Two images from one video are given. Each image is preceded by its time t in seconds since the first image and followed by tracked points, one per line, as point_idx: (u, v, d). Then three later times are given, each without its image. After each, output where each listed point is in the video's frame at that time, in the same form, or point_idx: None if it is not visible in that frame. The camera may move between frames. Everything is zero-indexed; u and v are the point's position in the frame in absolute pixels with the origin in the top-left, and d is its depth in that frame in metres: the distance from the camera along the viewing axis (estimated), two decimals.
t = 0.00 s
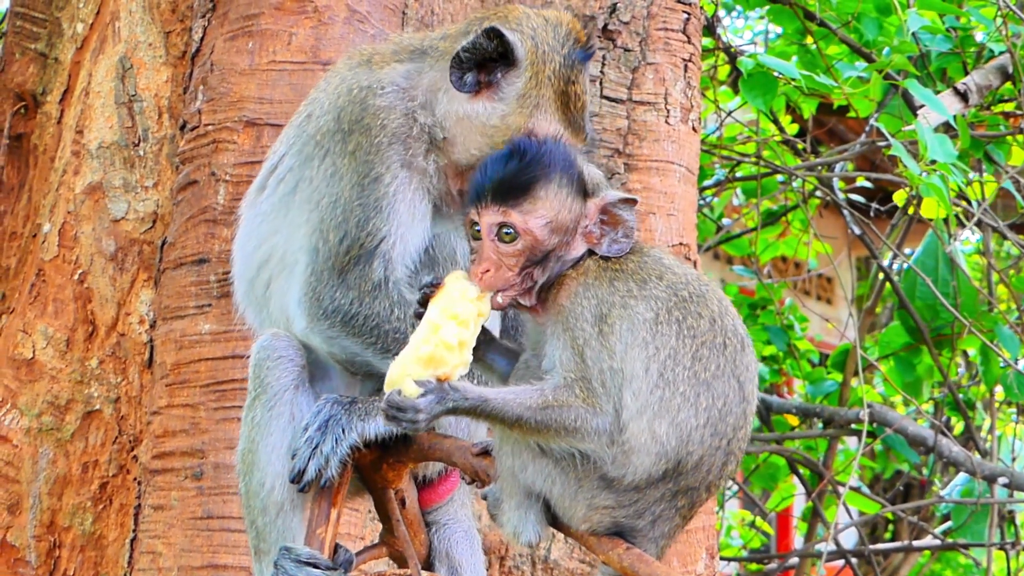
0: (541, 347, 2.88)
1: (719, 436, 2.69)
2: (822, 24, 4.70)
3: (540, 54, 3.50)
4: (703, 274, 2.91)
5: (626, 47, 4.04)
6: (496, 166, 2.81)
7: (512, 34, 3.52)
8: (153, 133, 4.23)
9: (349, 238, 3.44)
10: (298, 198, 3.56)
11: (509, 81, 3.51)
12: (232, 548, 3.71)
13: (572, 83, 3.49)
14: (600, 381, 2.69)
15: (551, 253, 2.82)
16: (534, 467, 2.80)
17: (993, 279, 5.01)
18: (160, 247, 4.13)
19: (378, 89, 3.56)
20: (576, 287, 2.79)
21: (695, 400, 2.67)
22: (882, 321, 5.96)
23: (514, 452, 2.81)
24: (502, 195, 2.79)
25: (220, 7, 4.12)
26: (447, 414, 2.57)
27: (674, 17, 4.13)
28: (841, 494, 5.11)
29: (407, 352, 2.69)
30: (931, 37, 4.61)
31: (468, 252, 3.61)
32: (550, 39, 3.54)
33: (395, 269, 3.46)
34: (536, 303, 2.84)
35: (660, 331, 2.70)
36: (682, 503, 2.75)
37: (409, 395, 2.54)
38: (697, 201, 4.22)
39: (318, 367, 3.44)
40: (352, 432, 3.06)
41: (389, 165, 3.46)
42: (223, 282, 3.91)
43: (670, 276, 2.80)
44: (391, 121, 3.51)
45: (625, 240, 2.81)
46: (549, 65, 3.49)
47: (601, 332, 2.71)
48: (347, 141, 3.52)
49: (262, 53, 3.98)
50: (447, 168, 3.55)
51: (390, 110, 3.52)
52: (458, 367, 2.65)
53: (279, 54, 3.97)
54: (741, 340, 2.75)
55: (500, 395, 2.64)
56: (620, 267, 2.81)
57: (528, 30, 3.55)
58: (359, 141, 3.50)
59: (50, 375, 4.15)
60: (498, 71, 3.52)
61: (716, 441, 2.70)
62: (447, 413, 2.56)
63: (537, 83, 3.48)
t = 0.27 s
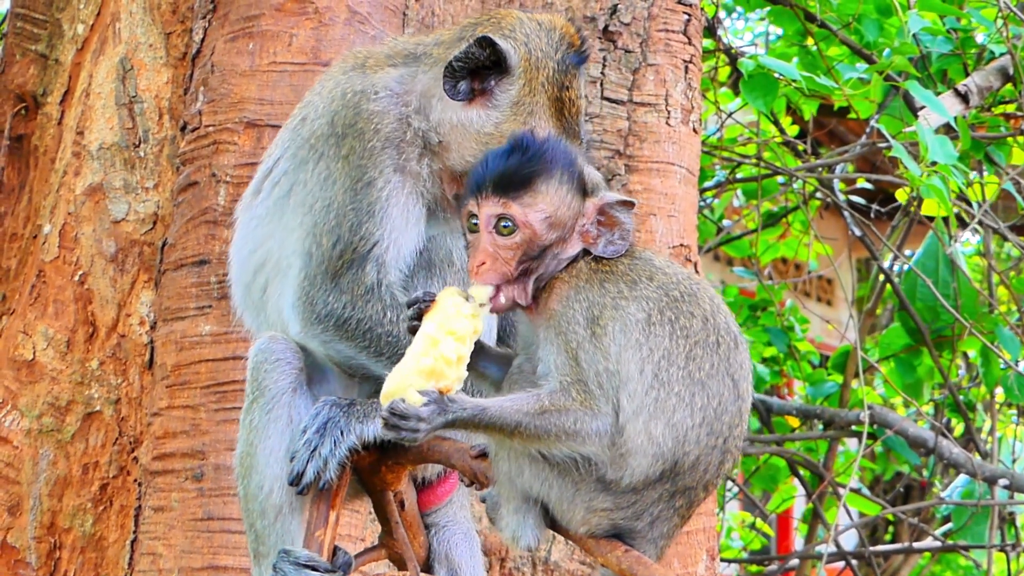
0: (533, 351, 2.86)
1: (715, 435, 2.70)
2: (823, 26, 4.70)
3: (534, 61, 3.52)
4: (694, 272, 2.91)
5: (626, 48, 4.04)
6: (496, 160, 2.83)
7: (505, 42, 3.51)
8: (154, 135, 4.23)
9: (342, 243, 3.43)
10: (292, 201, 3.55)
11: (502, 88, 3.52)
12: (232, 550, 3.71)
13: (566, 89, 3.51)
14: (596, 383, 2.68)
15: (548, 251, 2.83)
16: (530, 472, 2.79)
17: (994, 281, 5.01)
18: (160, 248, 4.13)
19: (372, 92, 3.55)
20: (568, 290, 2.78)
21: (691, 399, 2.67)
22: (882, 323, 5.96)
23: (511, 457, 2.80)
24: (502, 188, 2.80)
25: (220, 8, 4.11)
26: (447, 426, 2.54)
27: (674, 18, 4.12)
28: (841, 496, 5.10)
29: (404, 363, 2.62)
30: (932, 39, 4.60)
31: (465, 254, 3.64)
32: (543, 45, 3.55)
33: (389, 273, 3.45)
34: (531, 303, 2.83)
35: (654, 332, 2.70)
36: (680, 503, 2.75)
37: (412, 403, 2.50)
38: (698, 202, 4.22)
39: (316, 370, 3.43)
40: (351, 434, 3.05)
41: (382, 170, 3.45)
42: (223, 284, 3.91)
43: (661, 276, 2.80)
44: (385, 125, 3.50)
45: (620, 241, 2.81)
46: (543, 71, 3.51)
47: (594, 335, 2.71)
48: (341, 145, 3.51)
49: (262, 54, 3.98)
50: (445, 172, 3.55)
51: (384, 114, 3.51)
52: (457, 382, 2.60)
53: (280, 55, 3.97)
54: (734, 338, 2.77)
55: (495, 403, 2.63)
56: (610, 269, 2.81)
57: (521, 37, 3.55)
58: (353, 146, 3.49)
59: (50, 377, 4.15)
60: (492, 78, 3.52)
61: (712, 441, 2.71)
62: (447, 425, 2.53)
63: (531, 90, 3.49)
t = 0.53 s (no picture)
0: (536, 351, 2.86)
1: (717, 436, 2.70)
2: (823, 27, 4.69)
3: (532, 58, 3.54)
4: (696, 272, 2.91)
5: (626, 49, 4.04)
6: (492, 169, 2.82)
7: (503, 40, 3.53)
8: (153, 136, 4.23)
9: (332, 241, 3.44)
10: (286, 199, 3.55)
11: (501, 86, 3.52)
12: (232, 551, 3.71)
13: (566, 86, 3.54)
14: (598, 384, 2.68)
15: (550, 255, 2.82)
16: (533, 472, 2.79)
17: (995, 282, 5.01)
18: (160, 249, 4.13)
19: (371, 93, 3.55)
20: (570, 291, 2.79)
21: (693, 400, 2.67)
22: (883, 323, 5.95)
23: (512, 457, 2.80)
24: (500, 196, 2.79)
25: (220, 9, 4.11)
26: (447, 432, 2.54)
27: (674, 19, 4.12)
28: (842, 497, 5.10)
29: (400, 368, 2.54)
30: (932, 40, 4.61)
31: (464, 257, 3.64)
32: (542, 42, 3.58)
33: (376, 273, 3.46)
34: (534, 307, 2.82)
35: (656, 332, 2.70)
36: (683, 503, 2.75)
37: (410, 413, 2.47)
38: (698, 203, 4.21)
39: (315, 370, 3.42)
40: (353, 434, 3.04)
41: (377, 171, 3.45)
42: (223, 285, 3.90)
43: (664, 276, 2.80)
44: (383, 126, 3.50)
45: (620, 240, 2.81)
46: (542, 68, 3.54)
47: (597, 336, 2.71)
48: (338, 145, 3.51)
49: (262, 55, 3.97)
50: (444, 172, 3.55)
51: (382, 116, 3.51)
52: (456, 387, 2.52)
53: (280, 56, 3.97)
54: (736, 338, 2.77)
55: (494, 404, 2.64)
56: (613, 269, 2.81)
57: (519, 34, 3.58)
58: (350, 146, 3.50)
59: (50, 378, 4.15)
60: (490, 76, 3.53)
61: (715, 441, 2.70)
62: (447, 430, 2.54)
63: (530, 87, 3.51)
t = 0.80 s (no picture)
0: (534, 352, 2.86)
1: (716, 436, 2.70)
2: (821, 28, 4.68)
3: (536, 62, 3.52)
4: (695, 274, 2.90)
5: (624, 49, 4.04)
6: (497, 163, 2.84)
7: (507, 43, 3.53)
8: (151, 136, 4.23)
9: (327, 239, 3.45)
10: (284, 196, 3.55)
11: (505, 89, 3.51)
12: (230, 552, 3.71)
13: (568, 91, 3.51)
14: (597, 386, 2.68)
15: (554, 252, 2.82)
16: (531, 472, 2.78)
17: (993, 282, 5.00)
18: (158, 250, 4.13)
19: (375, 93, 3.55)
20: (569, 291, 2.78)
21: (692, 401, 2.67)
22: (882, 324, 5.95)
23: (511, 457, 2.80)
24: (505, 191, 2.80)
25: (218, 10, 4.11)
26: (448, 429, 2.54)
27: (672, 19, 4.12)
28: (841, 497, 5.10)
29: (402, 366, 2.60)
30: (930, 40, 4.63)
31: (466, 256, 3.66)
32: (546, 46, 3.56)
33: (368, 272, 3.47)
34: (535, 306, 2.82)
35: (655, 333, 2.70)
36: (680, 504, 2.75)
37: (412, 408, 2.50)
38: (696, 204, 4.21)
39: (314, 369, 3.45)
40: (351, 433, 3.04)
41: (376, 171, 3.46)
42: (221, 285, 3.90)
43: (663, 277, 2.79)
44: (385, 126, 3.50)
45: (623, 241, 2.81)
46: (546, 72, 3.52)
47: (596, 337, 2.71)
48: (338, 143, 3.52)
49: (260, 56, 3.97)
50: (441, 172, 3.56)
51: (384, 116, 3.52)
52: (456, 381, 2.56)
53: (277, 57, 3.97)
54: (735, 339, 2.77)
55: (495, 404, 2.63)
56: (614, 270, 2.81)
57: (523, 38, 3.57)
58: (351, 144, 3.50)
59: (48, 379, 4.15)
60: (494, 78, 3.51)
61: (713, 441, 2.70)
62: (448, 427, 2.53)
63: (534, 90, 3.49)
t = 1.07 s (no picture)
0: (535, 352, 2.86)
1: (718, 438, 2.70)
2: (821, 28, 4.68)
3: (545, 71, 3.41)
4: (699, 275, 2.90)
5: (624, 50, 4.04)
6: (504, 162, 2.83)
7: (516, 50, 3.42)
8: (151, 137, 4.23)
9: (312, 232, 3.40)
10: (272, 182, 3.50)
11: (511, 97, 3.40)
12: (230, 552, 3.71)
13: (575, 101, 3.40)
14: (598, 386, 2.68)
15: (559, 250, 2.83)
16: (533, 473, 2.79)
17: (993, 283, 5.00)
18: (158, 251, 4.13)
19: (379, 97, 3.54)
20: (572, 290, 2.79)
21: (694, 402, 2.67)
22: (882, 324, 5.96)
23: (513, 458, 2.81)
24: (511, 189, 2.79)
25: (218, 11, 4.11)
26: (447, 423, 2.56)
27: (672, 20, 4.12)
28: (841, 497, 5.10)
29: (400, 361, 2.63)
30: (929, 41, 4.65)
31: (469, 256, 3.65)
32: (555, 56, 3.45)
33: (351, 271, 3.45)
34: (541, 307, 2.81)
35: (657, 334, 2.69)
36: (683, 505, 2.75)
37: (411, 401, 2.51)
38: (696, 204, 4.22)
39: (315, 369, 3.43)
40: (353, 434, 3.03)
41: (370, 175, 3.44)
42: (222, 286, 3.90)
43: (665, 277, 2.79)
44: (385, 130, 3.49)
45: (629, 239, 2.81)
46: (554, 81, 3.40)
47: (597, 337, 2.71)
48: (336, 142, 3.49)
49: (260, 56, 3.97)
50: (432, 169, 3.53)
51: (386, 119, 3.50)
52: (456, 374, 2.61)
53: (277, 57, 3.97)
54: (738, 340, 2.76)
55: (497, 399, 2.64)
56: (618, 270, 2.81)
57: (533, 46, 3.46)
58: (348, 144, 3.47)
59: (48, 379, 4.15)
60: (501, 86, 3.41)
61: (715, 443, 2.70)
62: (448, 421, 2.55)
63: (540, 99, 3.38)
